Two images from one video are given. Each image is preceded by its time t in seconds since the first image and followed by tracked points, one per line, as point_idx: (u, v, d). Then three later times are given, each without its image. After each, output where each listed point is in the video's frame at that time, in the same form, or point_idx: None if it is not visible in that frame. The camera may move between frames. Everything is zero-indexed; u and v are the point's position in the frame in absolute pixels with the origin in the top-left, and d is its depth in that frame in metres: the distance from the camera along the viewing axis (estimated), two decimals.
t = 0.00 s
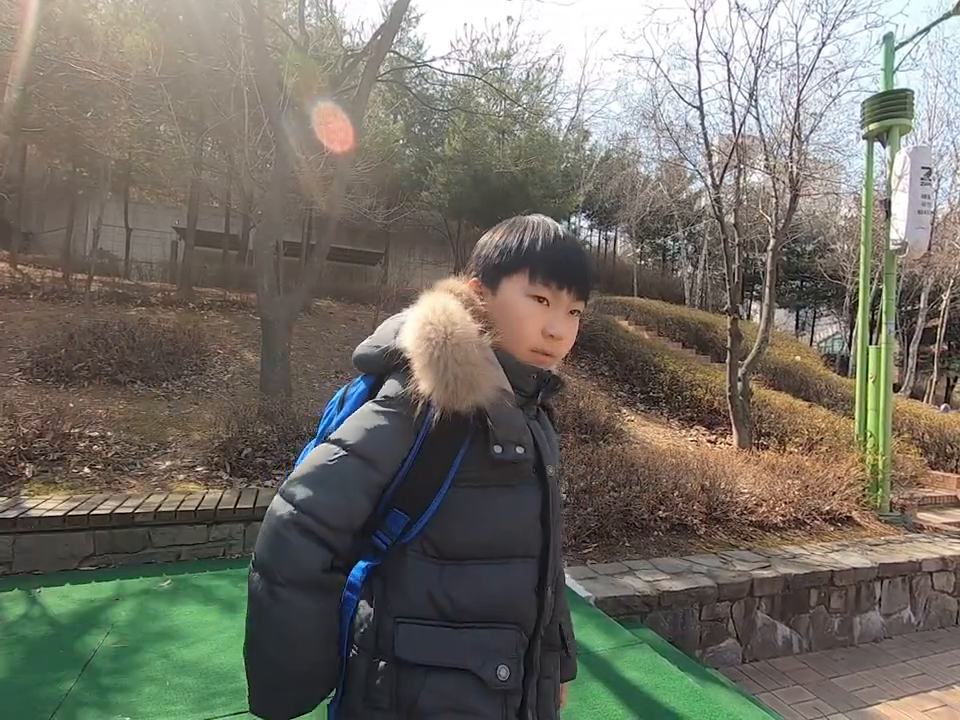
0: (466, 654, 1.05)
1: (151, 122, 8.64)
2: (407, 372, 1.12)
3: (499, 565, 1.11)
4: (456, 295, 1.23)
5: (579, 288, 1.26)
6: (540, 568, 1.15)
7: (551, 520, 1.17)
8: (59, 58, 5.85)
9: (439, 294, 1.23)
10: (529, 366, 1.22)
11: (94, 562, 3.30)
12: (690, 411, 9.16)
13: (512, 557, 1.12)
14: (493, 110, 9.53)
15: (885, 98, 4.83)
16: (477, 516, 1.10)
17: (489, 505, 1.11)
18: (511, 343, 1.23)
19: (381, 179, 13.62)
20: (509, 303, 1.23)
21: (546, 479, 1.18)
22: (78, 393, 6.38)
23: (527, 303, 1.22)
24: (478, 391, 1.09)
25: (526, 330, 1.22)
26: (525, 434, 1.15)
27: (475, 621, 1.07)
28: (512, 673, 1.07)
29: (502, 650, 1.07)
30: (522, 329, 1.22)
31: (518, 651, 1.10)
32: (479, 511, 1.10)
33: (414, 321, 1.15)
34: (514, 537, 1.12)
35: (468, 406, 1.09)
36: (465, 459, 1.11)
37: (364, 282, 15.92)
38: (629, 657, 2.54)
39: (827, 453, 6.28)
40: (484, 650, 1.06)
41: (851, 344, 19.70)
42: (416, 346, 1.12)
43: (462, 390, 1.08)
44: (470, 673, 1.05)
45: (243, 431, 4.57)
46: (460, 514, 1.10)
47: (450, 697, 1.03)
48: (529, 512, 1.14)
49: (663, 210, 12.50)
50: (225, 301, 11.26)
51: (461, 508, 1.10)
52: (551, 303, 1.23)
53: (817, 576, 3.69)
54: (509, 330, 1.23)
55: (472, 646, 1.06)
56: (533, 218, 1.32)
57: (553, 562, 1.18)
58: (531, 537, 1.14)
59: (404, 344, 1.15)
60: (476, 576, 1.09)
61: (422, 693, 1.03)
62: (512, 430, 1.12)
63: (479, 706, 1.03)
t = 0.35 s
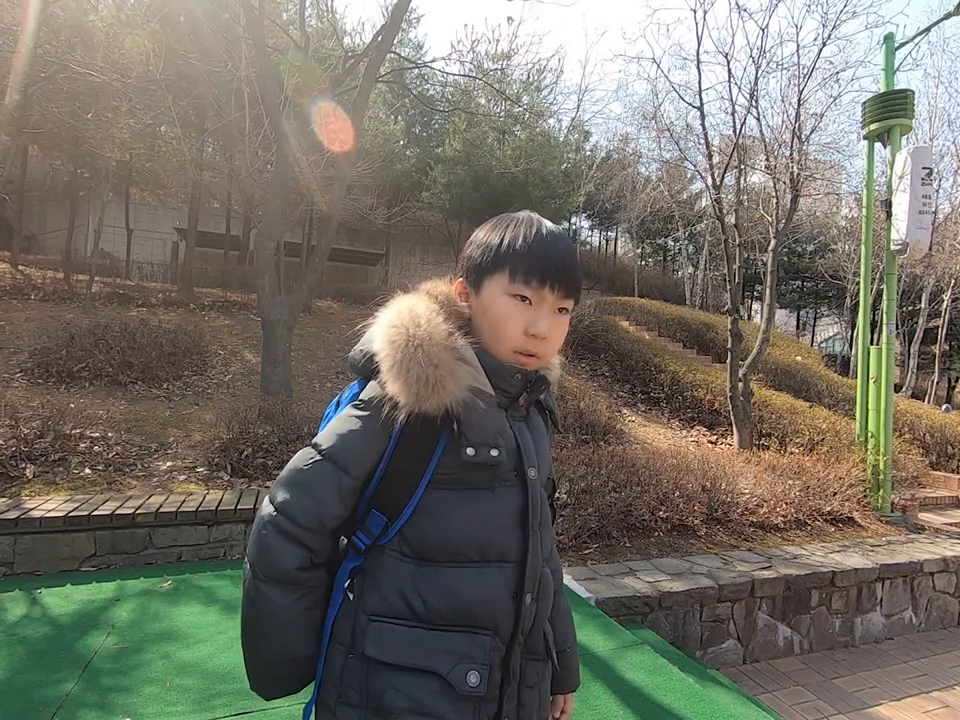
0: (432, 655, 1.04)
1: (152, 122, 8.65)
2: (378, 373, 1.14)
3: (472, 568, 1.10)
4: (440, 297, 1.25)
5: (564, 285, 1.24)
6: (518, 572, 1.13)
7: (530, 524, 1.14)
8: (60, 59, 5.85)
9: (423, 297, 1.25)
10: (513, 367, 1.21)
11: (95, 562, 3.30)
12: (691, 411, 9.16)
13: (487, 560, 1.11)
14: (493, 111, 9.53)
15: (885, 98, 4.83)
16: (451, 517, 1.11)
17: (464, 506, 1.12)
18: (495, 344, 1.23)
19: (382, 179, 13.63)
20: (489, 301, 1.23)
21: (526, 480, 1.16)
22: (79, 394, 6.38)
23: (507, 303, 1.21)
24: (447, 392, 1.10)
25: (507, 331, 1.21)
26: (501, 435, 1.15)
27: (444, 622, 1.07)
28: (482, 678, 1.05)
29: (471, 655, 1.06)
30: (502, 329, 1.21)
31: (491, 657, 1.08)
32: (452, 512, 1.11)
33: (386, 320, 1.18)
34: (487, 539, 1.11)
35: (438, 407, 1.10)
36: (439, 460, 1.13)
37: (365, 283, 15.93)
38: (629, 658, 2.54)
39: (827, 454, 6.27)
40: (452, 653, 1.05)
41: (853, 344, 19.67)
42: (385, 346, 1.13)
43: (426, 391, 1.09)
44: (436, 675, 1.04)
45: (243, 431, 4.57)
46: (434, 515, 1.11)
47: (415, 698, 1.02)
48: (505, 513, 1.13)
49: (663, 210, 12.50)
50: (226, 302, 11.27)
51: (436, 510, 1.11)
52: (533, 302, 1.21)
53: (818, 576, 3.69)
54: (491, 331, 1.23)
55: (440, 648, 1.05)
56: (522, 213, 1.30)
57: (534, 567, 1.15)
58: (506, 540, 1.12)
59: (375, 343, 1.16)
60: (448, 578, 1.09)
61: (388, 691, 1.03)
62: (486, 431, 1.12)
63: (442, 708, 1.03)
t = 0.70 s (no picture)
0: (422, 655, 1.04)
1: (152, 123, 8.66)
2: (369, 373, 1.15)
3: (464, 570, 1.09)
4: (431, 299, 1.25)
5: (556, 284, 1.23)
6: (511, 573, 1.12)
7: (523, 524, 1.13)
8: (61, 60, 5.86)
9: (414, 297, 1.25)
10: (507, 366, 1.21)
11: (96, 563, 3.30)
12: (691, 412, 9.16)
13: (479, 561, 1.11)
14: (494, 111, 9.53)
15: (885, 98, 4.83)
16: (444, 516, 1.11)
17: (456, 505, 1.11)
18: (486, 345, 1.22)
19: (382, 179, 13.63)
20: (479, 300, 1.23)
21: (519, 480, 1.15)
22: (80, 395, 6.39)
23: (498, 302, 1.21)
24: (438, 392, 1.10)
25: (498, 331, 1.20)
26: (493, 434, 1.15)
27: (435, 623, 1.07)
28: (472, 679, 1.05)
29: (462, 657, 1.05)
30: (492, 328, 1.21)
31: (482, 659, 1.07)
32: (444, 512, 1.11)
33: (375, 319, 1.19)
34: (479, 539, 1.11)
35: (427, 407, 1.10)
36: (434, 462, 1.13)
37: (366, 283, 15.93)
38: (631, 658, 2.54)
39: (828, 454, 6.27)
40: (442, 654, 1.05)
41: (853, 345, 19.66)
42: (374, 346, 1.14)
43: (414, 392, 1.09)
44: (426, 676, 1.04)
45: (244, 432, 4.57)
46: (427, 515, 1.11)
47: (404, 699, 1.02)
48: (498, 513, 1.13)
49: (664, 210, 12.51)
50: (227, 303, 11.28)
51: (429, 509, 1.11)
52: (523, 302, 1.21)
53: (819, 577, 3.69)
54: (483, 331, 1.22)
55: (430, 649, 1.05)
56: (515, 211, 1.29)
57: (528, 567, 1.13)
58: (499, 540, 1.12)
59: (365, 341, 1.17)
60: (440, 578, 1.08)
61: (377, 691, 1.03)
62: (478, 431, 1.13)
63: (432, 709, 1.03)
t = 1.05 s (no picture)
0: (411, 662, 1.04)
1: (153, 124, 8.67)
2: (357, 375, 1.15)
3: (456, 576, 1.09)
4: (419, 298, 1.26)
5: (543, 274, 1.22)
6: (503, 580, 1.11)
7: (516, 529, 1.13)
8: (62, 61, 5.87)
9: (402, 297, 1.25)
10: (499, 366, 1.20)
11: (97, 563, 3.30)
12: (692, 412, 9.16)
13: (471, 566, 1.10)
14: (494, 111, 9.51)
15: (885, 98, 4.83)
16: (436, 520, 1.10)
17: (449, 509, 1.11)
18: (477, 341, 1.22)
19: (383, 180, 13.63)
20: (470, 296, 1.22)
21: (512, 483, 1.14)
22: (80, 395, 6.39)
23: (485, 297, 1.20)
24: (425, 394, 1.10)
25: (487, 326, 1.20)
26: (484, 436, 1.14)
27: (425, 629, 1.07)
28: (462, 687, 1.04)
29: (452, 664, 1.05)
30: (482, 325, 1.20)
31: (472, 666, 1.07)
32: (437, 515, 1.11)
33: (358, 323, 1.20)
34: (471, 544, 1.10)
35: (415, 409, 1.10)
36: (426, 464, 1.12)
37: (366, 284, 15.94)
38: (632, 658, 2.54)
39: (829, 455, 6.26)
40: (432, 661, 1.05)
41: (854, 345, 19.64)
42: (360, 349, 1.15)
43: (401, 393, 1.09)
44: (415, 683, 1.03)
45: (244, 432, 4.57)
46: (420, 519, 1.10)
47: (393, 706, 1.02)
48: (491, 517, 1.12)
49: (664, 210, 12.50)
50: (227, 304, 11.28)
51: (421, 513, 1.11)
52: (510, 295, 1.20)
53: (820, 577, 3.69)
54: (472, 327, 1.22)
55: (419, 655, 1.05)
56: (500, 203, 1.29)
57: (521, 572, 1.12)
58: (490, 546, 1.11)
59: (352, 344, 1.18)
60: (431, 584, 1.08)
61: (366, 697, 1.03)
62: (468, 434, 1.12)
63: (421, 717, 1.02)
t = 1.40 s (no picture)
0: (386, 676, 1.04)
1: (153, 125, 8.67)
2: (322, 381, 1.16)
3: (435, 589, 1.09)
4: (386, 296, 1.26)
5: (512, 255, 1.21)
6: (481, 593, 1.11)
7: (496, 539, 1.12)
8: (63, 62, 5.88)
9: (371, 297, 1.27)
10: (479, 365, 1.19)
11: (98, 563, 3.30)
12: (692, 412, 9.16)
13: (450, 579, 1.10)
14: (494, 112, 9.51)
15: (885, 98, 4.83)
16: (414, 531, 1.10)
17: (428, 519, 1.10)
18: (447, 330, 1.21)
19: (383, 180, 13.62)
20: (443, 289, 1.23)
21: (491, 491, 1.13)
22: (81, 396, 6.38)
23: (452, 281, 1.20)
24: (390, 402, 1.10)
25: (456, 312, 1.19)
26: (460, 442, 1.13)
27: (402, 642, 1.07)
28: (438, 703, 1.04)
29: (428, 680, 1.06)
30: (450, 313, 1.20)
31: (448, 680, 1.08)
32: (416, 526, 1.10)
33: (321, 333, 1.20)
34: (450, 555, 1.10)
35: (385, 415, 1.10)
36: (402, 473, 1.12)
37: (367, 284, 15.94)
38: (633, 658, 2.54)
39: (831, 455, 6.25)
40: (409, 676, 1.05)
41: (855, 344, 19.63)
42: (325, 358, 1.15)
43: (366, 402, 1.09)
44: (389, 698, 1.03)
45: (245, 432, 4.57)
46: (399, 529, 1.10)
47: None
48: (470, 527, 1.11)
49: (664, 211, 12.50)
50: (228, 304, 11.29)
51: (400, 522, 1.10)
52: (478, 277, 1.20)
53: (821, 577, 3.68)
54: (442, 315, 1.21)
55: (395, 670, 1.05)
56: (470, 193, 1.30)
57: (500, 583, 1.12)
58: (469, 557, 1.11)
59: (315, 354, 1.19)
60: (408, 596, 1.08)
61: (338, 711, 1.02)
62: (443, 441, 1.11)
63: None
